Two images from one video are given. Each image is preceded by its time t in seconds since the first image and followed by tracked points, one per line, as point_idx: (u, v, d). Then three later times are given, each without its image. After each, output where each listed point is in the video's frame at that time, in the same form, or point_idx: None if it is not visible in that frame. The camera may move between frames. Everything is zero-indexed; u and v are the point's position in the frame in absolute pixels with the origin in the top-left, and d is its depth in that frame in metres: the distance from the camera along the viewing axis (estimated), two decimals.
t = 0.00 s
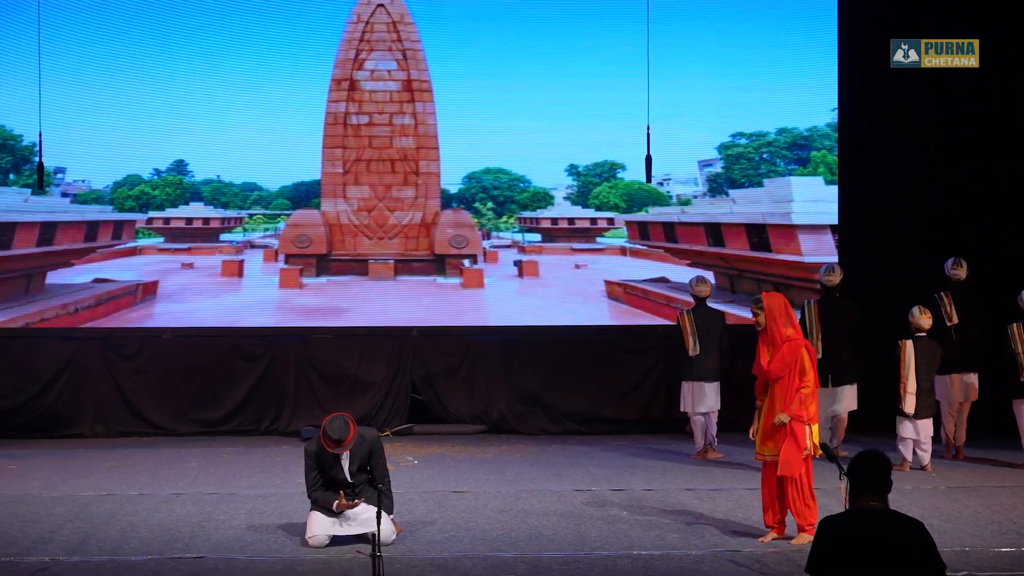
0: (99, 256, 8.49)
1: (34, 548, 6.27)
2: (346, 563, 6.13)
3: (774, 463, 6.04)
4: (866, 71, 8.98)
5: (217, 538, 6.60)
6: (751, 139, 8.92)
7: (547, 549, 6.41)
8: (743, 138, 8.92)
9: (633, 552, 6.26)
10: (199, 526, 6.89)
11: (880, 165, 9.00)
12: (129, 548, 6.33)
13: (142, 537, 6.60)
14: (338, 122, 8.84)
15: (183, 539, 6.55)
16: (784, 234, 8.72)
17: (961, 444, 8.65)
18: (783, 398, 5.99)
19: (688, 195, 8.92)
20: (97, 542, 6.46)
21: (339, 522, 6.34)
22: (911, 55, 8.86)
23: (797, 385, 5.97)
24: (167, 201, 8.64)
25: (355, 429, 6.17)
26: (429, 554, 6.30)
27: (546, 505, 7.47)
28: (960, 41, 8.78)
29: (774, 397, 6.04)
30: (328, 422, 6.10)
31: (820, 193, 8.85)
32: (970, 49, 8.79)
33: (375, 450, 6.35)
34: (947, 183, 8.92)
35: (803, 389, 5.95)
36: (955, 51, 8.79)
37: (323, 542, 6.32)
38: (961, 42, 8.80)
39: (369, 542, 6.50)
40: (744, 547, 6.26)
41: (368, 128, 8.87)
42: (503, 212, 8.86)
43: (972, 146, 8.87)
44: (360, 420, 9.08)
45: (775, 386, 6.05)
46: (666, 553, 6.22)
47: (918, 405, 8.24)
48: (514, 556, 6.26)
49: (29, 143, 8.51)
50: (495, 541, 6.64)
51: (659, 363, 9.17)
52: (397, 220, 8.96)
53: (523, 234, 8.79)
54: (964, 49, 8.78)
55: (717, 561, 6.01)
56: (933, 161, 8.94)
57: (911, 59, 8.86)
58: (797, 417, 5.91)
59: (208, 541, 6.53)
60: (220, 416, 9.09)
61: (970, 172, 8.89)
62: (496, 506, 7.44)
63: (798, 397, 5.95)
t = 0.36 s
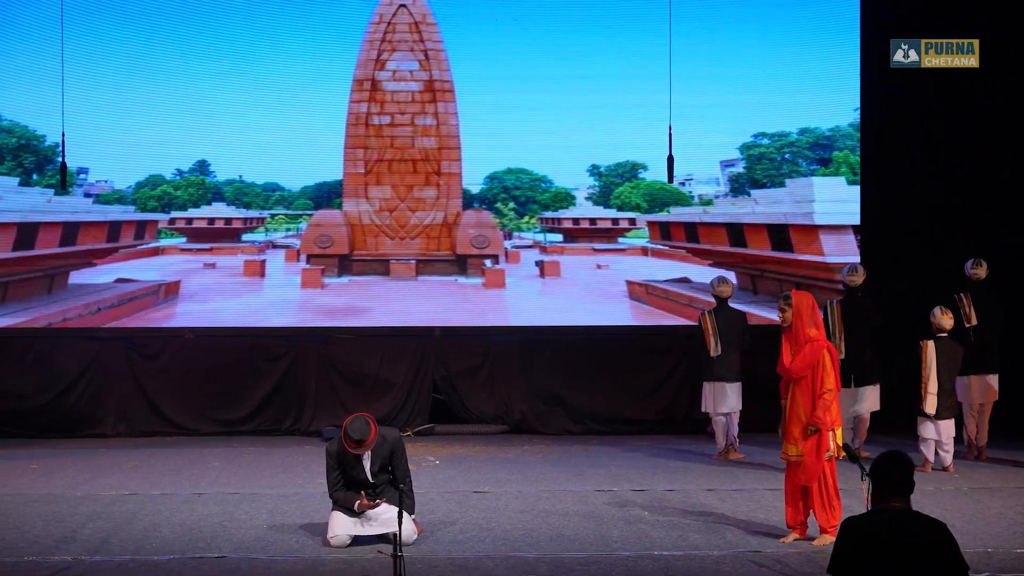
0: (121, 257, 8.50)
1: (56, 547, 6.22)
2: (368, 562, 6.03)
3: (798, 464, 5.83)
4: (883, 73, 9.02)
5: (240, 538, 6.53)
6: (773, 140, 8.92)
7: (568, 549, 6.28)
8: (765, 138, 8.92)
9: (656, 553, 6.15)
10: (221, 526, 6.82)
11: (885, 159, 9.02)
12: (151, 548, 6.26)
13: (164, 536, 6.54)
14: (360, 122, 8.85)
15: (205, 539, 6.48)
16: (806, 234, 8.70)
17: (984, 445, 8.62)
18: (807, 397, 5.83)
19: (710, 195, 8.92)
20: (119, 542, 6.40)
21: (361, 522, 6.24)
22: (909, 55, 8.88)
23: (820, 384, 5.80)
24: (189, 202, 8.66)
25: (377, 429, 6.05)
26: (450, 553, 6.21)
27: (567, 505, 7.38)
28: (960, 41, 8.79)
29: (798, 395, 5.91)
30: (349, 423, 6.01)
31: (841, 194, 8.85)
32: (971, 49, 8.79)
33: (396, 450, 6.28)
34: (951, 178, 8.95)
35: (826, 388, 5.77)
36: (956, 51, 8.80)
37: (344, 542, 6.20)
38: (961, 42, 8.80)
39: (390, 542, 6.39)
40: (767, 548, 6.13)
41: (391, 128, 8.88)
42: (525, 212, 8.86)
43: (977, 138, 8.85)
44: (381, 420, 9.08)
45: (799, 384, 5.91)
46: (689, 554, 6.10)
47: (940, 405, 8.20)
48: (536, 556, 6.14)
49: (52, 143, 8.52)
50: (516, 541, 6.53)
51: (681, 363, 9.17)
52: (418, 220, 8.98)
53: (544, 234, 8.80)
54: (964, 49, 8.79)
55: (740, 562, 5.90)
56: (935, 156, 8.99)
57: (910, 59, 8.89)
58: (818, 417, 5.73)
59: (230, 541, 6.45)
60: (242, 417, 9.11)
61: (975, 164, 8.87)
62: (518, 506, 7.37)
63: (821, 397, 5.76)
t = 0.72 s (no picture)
0: (134, 257, 8.49)
1: (68, 547, 6.23)
2: (380, 562, 6.03)
3: (819, 465, 5.81)
4: (891, 74, 9.00)
5: (252, 538, 6.53)
6: (784, 140, 8.91)
7: (580, 550, 6.28)
8: (777, 139, 8.90)
9: (669, 554, 6.14)
10: (232, 526, 6.82)
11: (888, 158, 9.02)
12: (164, 548, 6.26)
13: (176, 537, 6.54)
14: (372, 122, 8.88)
15: (217, 540, 6.47)
16: (817, 235, 8.70)
17: (996, 445, 8.61)
18: (824, 400, 5.81)
19: (721, 195, 8.91)
20: (131, 542, 6.41)
21: (372, 522, 6.22)
22: (909, 55, 8.90)
23: (835, 388, 5.79)
24: (201, 202, 8.66)
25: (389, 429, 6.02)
26: (462, 554, 6.21)
27: (579, 505, 7.37)
28: (960, 41, 8.85)
29: (814, 398, 5.89)
30: (361, 422, 5.99)
31: (852, 194, 8.86)
32: (971, 49, 8.85)
33: (408, 451, 6.22)
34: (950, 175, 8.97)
35: (841, 392, 5.77)
36: (955, 52, 8.86)
37: (355, 542, 6.20)
38: (961, 42, 8.86)
39: (401, 542, 6.38)
40: (779, 549, 6.11)
41: (402, 128, 8.88)
42: (536, 213, 8.85)
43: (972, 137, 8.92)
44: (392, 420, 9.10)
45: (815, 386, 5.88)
46: (701, 554, 6.09)
47: (951, 406, 8.20)
48: (548, 556, 6.14)
49: (64, 143, 8.53)
50: (528, 541, 6.52)
51: (691, 364, 9.19)
52: (430, 220, 8.98)
53: (555, 235, 8.80)
54: (963, 49, 8.85)
55: (752, 562, 5.89)
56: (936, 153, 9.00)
57: (910, 59, 8.91)
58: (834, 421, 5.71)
59: (242, 542, 6.44)
60: (253, 417, 9.12)
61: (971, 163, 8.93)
62: (529, 507, 7.36)
63: (837, 401, 5.75)
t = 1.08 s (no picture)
0: (139, 260, 8.51)
1: (74, 549, 6.23)
2: (385, 564, 6.03)
3: (827, 469, 5.81)
4: (892, 75, 8.99)
5: (258, 540, 6.53)
6: (790, 142, 8.91)
7: (585, 552, 6.28)
8: (782, 141, 8.91)
9: (675, 556, 6.14)
10: (238, 528, 6.82)
11: (891, 159, 9.04)
12: (169, 551, 6.26)
13: (181, 539, 6.54)
14: (377, 124, 8.89)
15: (222, 542, 6.47)
16: (823, 237, 8.67)
17: (1001, 447, 8.61)
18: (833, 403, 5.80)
19: (727, 197, 8.90)
20: (137, 545, 6.41)
21: (378, 525, 6.22)
22: (909, 55, 8.85)
23: (845, 391, 5.78)
24: (207, 204, 8.66)
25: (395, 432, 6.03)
26: (467, 556, 6.21)
27: (584, 508, 7.37)
28: (960, 41, 8.81)
29: (822, 402, 5.87)
30: (366, 426, 5.98)
31: (860, 197, 8.78)
32: (971, 49, 8.81)
33: (413, 454, 6.23)
34: (952, 175, 8.98)
35: (850, 395, 5.76)
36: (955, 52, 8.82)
37: (361, 544, 6.19)
38: (961, 42, 8.83)
39: (407, 544, 6.38)
40: (785, 551, 6.11)
41: (408, 130, 8.89)
42: (541, 215, 8.87)
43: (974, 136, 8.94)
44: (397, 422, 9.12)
45: (824, 391, 5.87)
46: (707, 557, 6.08)
47: (957, 408, 8.19)
48: (553, 559, 6.14)
49: (70, 146, 8.53)
50: (533, 544, 6.52)
51: (696, 366, 9.20)
52: (435, 223, 9.01)
53: (561, 237, 8.78)
54: (963, 49, 8.81)
55: (757, 565, 5.89)
56: (938, 153, 9.00)
57: (910, 59, 8.85)
58: (844, 424, 5.70)
59: (247, 544, 6.44)
60: (258, 419, 9.12)
61: (973, 162, 8.94)
62: (534, 509, 7.35)
63: (846, 404, 5.74)
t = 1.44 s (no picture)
0: (140, 263, 8.54)
1: (74, 552, 6.23)
2: (385, 566, 6.03)
3: (828, 472, 5.81)
4: (892, 75, 9.01)
5: (258, 543, 6.53)
6: (790, 145, 8.90)
7: (584, 555, 6.28)
8: (782, 143, 8.90)
9: (675, 559, 6.14)
10: (238, 531, 6.82)
11: (892, 161, 9.03)
12: (169, 553, 6.26)
13: (182, 541, 6.54)
14: (377, 127, 8.86)
15: (222, 545, 6.47)
16: (824, 240, 8.58)
17: (1002, 450, 8.60)
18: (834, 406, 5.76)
19: (727, 200, 8.89)
20: (137, 547, 6.41)
21: (378, 527, 6.22)
22: (909, 55, 8.88)
23: (848, 395, 5.76)
24: (207, 207, 8.67)
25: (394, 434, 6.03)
26: (467, 559, 6.21)
27: (585, 510, 7.37)
28: (960, 41, 8.82)
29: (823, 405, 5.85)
30: (368, 428, 5.98)
31: (860, 199, 8.78)
32: (971, 48, 8.82)
33: (413, 456, 6.23)
34: (953, 176, 8.98)
35: (852, 398, 5.75)
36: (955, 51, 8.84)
37: (361, 547, 6.20)
38: (961, 42, 8.84)
39: (406, 547, 6.37)
40: (784, 554, 6.11)
41: (408, 133, 8.88)
42: (542, 217, 8.88)
43: (971, 137, 8.93)
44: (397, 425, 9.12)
45: (827, 392, 5.83)
46: (707, 560, 6.08)
47: (957, 411, 8.19)
48: (553, 561, 6.14)
49: (70, 148, 8.53)
50: (533, 547, 6.51)
51: (696, 369, 9.21)
52: (436, 225, 9.04)
53: (561, 240, 8.82)
54: (963, 49, 8.83)
55: (757, 567, 5.89)
56: (939, 154, 9.01)
57: (910, 59, 8.88)
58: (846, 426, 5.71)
59: (247, 547, 6.44)
60: (259, 421, 9.12)
61: (972, 163, 8.93)
62: (535, 512, 7.35)
63: (848, 406, 5.76)
